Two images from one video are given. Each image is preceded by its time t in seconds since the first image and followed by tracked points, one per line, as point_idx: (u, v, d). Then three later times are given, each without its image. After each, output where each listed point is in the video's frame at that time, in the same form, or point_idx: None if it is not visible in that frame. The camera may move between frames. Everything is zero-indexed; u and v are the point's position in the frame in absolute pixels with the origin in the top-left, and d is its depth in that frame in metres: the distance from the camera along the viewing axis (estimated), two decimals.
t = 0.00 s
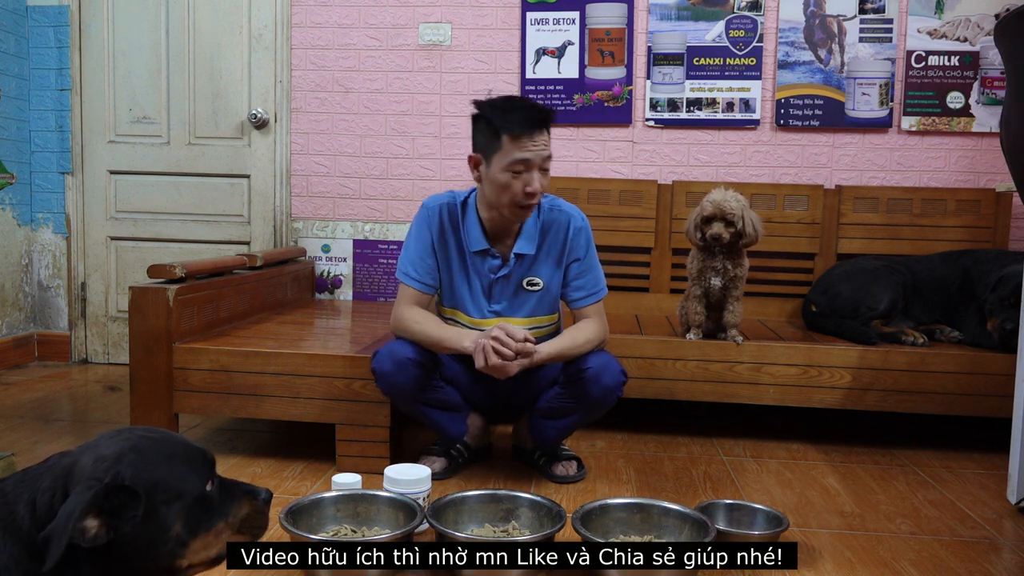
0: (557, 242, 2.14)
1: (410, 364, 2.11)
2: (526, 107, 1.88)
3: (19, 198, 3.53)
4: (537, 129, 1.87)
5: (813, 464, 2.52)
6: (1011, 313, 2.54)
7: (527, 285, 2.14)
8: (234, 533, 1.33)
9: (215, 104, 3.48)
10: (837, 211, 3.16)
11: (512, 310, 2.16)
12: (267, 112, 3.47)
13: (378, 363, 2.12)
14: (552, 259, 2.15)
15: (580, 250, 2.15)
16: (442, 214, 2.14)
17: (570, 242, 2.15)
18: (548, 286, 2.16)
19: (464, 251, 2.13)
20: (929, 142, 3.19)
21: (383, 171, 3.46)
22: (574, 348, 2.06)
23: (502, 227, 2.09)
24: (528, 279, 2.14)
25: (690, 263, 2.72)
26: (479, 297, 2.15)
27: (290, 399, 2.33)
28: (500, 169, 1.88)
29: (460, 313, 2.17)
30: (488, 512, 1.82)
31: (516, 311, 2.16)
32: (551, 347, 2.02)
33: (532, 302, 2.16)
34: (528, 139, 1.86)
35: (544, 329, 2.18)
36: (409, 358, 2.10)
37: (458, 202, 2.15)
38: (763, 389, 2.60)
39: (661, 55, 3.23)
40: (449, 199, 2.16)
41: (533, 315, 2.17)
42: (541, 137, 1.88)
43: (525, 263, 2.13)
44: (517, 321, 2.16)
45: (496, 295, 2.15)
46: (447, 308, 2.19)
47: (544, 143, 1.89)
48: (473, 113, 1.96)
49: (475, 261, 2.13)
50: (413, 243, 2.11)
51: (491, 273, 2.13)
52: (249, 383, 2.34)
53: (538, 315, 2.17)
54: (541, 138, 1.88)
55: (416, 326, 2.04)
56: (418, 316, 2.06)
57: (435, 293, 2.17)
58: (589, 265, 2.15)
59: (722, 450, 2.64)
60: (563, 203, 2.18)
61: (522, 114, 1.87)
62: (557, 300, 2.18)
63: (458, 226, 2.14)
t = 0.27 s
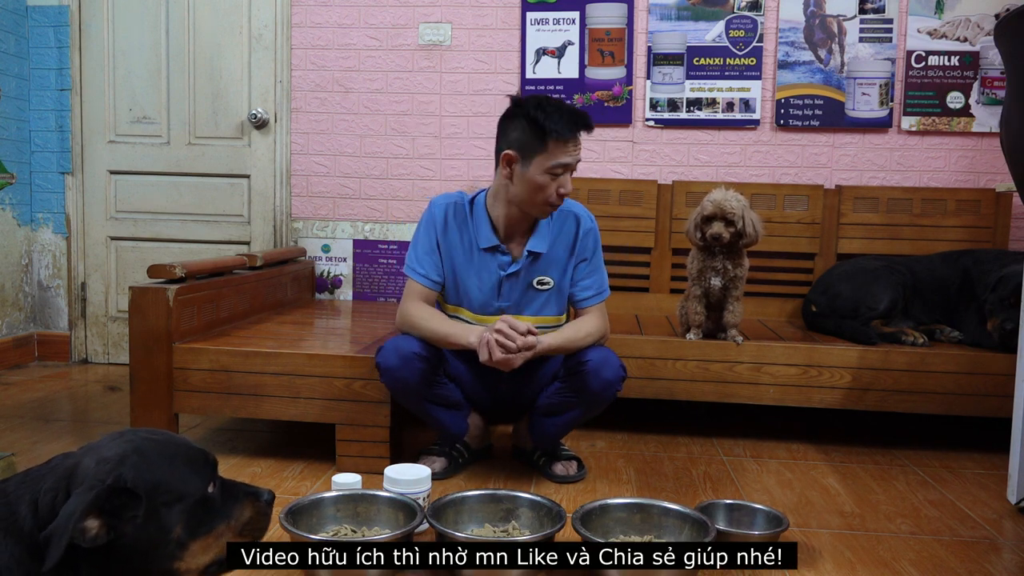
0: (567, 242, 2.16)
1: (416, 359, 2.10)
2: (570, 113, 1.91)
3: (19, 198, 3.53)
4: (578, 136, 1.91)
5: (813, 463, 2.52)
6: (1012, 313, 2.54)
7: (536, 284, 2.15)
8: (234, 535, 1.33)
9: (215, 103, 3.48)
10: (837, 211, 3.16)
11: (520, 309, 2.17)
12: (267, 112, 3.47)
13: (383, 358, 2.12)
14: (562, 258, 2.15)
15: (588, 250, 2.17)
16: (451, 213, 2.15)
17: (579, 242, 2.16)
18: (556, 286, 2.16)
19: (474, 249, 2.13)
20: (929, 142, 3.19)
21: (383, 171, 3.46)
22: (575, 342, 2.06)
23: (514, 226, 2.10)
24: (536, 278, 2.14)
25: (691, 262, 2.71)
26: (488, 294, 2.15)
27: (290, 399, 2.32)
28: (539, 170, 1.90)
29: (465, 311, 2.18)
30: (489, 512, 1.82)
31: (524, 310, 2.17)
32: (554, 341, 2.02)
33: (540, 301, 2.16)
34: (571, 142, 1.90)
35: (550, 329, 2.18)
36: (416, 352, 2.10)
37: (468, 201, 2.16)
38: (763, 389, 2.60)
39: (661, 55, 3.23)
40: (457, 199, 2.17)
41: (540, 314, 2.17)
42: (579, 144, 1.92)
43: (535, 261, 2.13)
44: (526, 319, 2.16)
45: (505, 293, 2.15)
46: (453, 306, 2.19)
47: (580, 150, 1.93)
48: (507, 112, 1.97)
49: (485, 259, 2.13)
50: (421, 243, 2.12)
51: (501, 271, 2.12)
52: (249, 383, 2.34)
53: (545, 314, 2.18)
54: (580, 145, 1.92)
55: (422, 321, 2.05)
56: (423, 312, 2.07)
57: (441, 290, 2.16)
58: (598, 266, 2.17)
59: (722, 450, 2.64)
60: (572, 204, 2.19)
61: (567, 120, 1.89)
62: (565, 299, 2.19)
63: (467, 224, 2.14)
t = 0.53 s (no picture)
0: (574, 243, 2.16)
1: (421, 362, 2.10)
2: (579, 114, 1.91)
3: (19, 198, 3.53)
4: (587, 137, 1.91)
5: (814, 463, 2.52)
6: (1011, 313, 2.54)
7: (544, 285, 2.15)
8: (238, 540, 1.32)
9: (215, 103, 3.48)
10: (837, 211, 3.16)
11: (528, 310, 2.17)
12: (267, 112, 3.47)
13: (388, 359, 2.12)
14: (569, 259, 2.16)
15: (595, 251, 2.18)
16: (460, 214, 2.14)
17: (586, 243, 2.17)
18: (563, 287, 2.17)
19: (483, 250, 2.13)
20: (929, 142, 3.19)
21: (383, 171, 3.46)
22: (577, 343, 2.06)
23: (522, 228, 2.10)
24: (544, 280, 2.15)
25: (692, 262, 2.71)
26: (496, 296, 2.16)
27: (290, 399, 2.32)
28: (548, 169, 1.90)
29: (473, 313, 2.18)
30: (489, 512, 1.82)
31: (532, 311, 2.17)
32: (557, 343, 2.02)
33: (547, 302, 2.17)
34: (581, 143, 1.90)
35: (556, 330, 2.18)
36: (421, 356, 2.10)
37: (476, 202, 2.15)
38: (763, 389, 2.59)
39: (661, 55, 3.23)
40: (465, 199, 2.16)
41: (547, 316, 2.18)
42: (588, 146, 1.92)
43: (543, 263, 2.14)
44: (533, 320, 2.17)
45: (513, 295, 2.16)
46: (461, 308, 2.19)
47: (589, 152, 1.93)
48: (517, 112, 1.97)
49: (494, 261, 2.13)
50: (430, 243, 2.10)
51: (509, 273, 2.13)
52: (249, 383, 2.34)
53: (552, 316, 2.19)
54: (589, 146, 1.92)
55: (429, 325, 2.04)
56: (430, 315, 2.06)
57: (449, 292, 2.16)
58: (604, 267, 2.19)
59: (722, 450, 2.64)
60: (578, 205, 2.20)
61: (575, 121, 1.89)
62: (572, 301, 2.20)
63: (476, 225, 2.14)
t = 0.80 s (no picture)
0: (576, 246, 2.15)
1: (421, 363, 2.11)
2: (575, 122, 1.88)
3: (19, 198, 3.53)
4: (584, 146, 1.88)
5: (814, 464, 2.52)
6: (1011, 313, 2.54)
7: (546, 288, 2.15)
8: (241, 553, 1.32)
9: (215, 103, 3.48)
10: (837, 211, 3.16)
11: (530, 313, 2.17)
12: (267, 112, 3.47)
13: (388, 360, 2.12)
14: (571, 262, 2.15)
15: (598, 254, 2.17)
16: (463, 216, 2.14)
17: (589, 246, 2.16)
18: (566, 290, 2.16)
19: (485, 253, 2.13)
20: (929, 142, 3.19)
21: (383, 171, 3.46)
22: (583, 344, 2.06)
23: (524, 231, 2.10)
24: (546, 283, 2.15)
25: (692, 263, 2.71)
26: (498, 299, 2.16)
27: (290, 399, 2.32)
28: (540, 178, 1.89)
29: (476, 316, 2.18)
30: (489, 512, 1.82)
31: (533, 314, 2.17)
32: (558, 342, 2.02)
33: (549, 305, 2.17)
34: (573, 154, 1.86)
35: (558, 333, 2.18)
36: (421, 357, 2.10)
37: (479, 203, 2.15)
38: (763, 389, 2.59)
39: (661, 55, 3.23)
40: (469, 200, 2.16)
41: (550, 319, 2.17)
42: (585, 155, 1.89)
43: (545, 267, 2.13)
44: (535, 324, 2.16)
45: (515, 298, 2.15)
46: (464, 309, 2.20)
47: (586, 161, 1.89)
48: (518, 116, 1.96)
49: (496, 263, 2.13)
50: (432, 244, 2.11)
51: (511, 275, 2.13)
52: (249, 383, 2.34)
53: (554, 319, 2.18)
54: (586, 155, 1.89)
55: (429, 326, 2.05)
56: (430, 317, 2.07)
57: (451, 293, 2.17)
58: (607, 270, 2.17)
59: (722, 450, 2.64)
60: (582, 208, 2.19)
61: (569, 130, 1.86)
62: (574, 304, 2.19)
63: (478, 228, 2.13)
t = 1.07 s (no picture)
0: (577, 246, 2.15)
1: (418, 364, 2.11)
2: (569, 125, 1.85)
3: (19, 198, 3.53)
4: (577, 150, 1.84)
5: (814, 464, 2.52)
6: (1012, 313, 2.54)
7: (546, 289, 2.14)
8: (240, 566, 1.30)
9: (215, 104, 3.48)
10: (837, 211, 3.16)
11: (530, 313, 2.17)
12: (267, 112, 3.47)
13: (386, 361, 2.12)
14: (571, 263, 2.15)
15: (598, 255, 2.16)
16: (464, 215, 2.14)
17: (589, 246, 2.15)
18: (566, 291, 2.16)
19: (486, 252, 2.13)
20: (929, 142, 3.19)
21: (383, 171, 3.46)
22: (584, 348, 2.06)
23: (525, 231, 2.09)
24: (546, 283, 2.14)
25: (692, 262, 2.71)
26: (498, 299, 2.15)
27: (290, 399, 2.32)
28: (530, 179, 1.87)
29: (477, 316, 2.18)
30: (489, 512, 1.82)
31: (533, 314, 2.17)
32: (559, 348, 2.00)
33: (549, 306, 2.16)
34: (563, 157, 1.83)
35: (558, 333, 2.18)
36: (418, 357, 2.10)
37: (481, 203, 2.15)
38: (763, 389, 2.59)
39: (661, 55, 3.23)
40: (471, 200, 2.16)
41: (549, 319, 2.17)
42: (578, 159, 1.85)
43: (546, 267, 2.13)
44: (534, 324, 2.16)
45: (515, 298, 2.15)
46: (465, 309, 2.19)
47: (580, 165, 1.86)
48: (519, 117, 1.95)
49: (496, 263, 2.13)
50: (433, 243, 2.11)
51: (511, 276, 2.13)
52: (249, 383, 2.34)
53: (554, 319, 2.18)
54: (579, 159, 1.85)
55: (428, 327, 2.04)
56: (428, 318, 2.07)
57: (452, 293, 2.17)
58: (607, 271, 2.17)
59: (722, 450, 2.64)
60: (583, 208, 2.18)
61: (561, 133, 1.83)
62: (574, 305, 2.19)
63: (479, 228, 2.13)
